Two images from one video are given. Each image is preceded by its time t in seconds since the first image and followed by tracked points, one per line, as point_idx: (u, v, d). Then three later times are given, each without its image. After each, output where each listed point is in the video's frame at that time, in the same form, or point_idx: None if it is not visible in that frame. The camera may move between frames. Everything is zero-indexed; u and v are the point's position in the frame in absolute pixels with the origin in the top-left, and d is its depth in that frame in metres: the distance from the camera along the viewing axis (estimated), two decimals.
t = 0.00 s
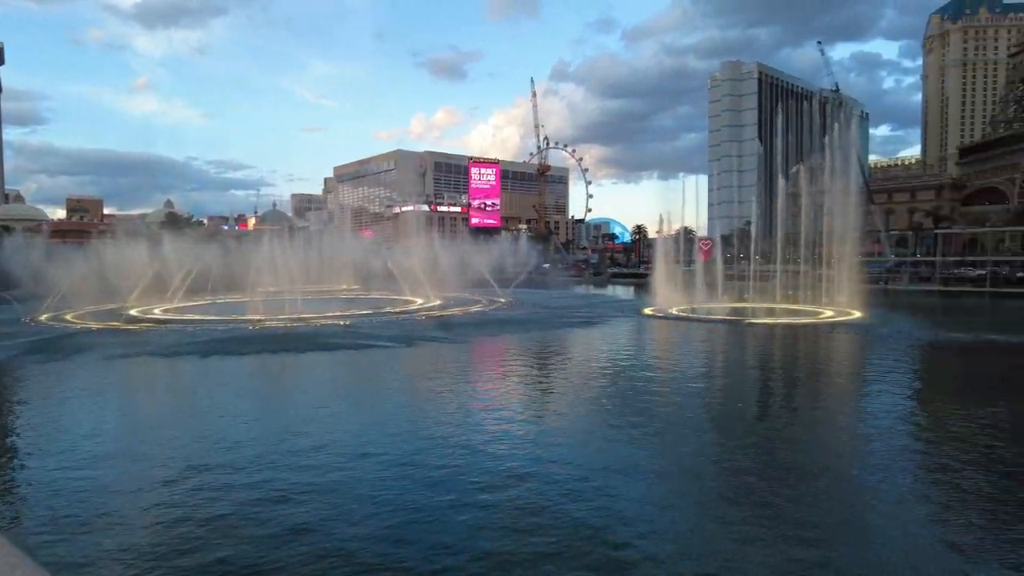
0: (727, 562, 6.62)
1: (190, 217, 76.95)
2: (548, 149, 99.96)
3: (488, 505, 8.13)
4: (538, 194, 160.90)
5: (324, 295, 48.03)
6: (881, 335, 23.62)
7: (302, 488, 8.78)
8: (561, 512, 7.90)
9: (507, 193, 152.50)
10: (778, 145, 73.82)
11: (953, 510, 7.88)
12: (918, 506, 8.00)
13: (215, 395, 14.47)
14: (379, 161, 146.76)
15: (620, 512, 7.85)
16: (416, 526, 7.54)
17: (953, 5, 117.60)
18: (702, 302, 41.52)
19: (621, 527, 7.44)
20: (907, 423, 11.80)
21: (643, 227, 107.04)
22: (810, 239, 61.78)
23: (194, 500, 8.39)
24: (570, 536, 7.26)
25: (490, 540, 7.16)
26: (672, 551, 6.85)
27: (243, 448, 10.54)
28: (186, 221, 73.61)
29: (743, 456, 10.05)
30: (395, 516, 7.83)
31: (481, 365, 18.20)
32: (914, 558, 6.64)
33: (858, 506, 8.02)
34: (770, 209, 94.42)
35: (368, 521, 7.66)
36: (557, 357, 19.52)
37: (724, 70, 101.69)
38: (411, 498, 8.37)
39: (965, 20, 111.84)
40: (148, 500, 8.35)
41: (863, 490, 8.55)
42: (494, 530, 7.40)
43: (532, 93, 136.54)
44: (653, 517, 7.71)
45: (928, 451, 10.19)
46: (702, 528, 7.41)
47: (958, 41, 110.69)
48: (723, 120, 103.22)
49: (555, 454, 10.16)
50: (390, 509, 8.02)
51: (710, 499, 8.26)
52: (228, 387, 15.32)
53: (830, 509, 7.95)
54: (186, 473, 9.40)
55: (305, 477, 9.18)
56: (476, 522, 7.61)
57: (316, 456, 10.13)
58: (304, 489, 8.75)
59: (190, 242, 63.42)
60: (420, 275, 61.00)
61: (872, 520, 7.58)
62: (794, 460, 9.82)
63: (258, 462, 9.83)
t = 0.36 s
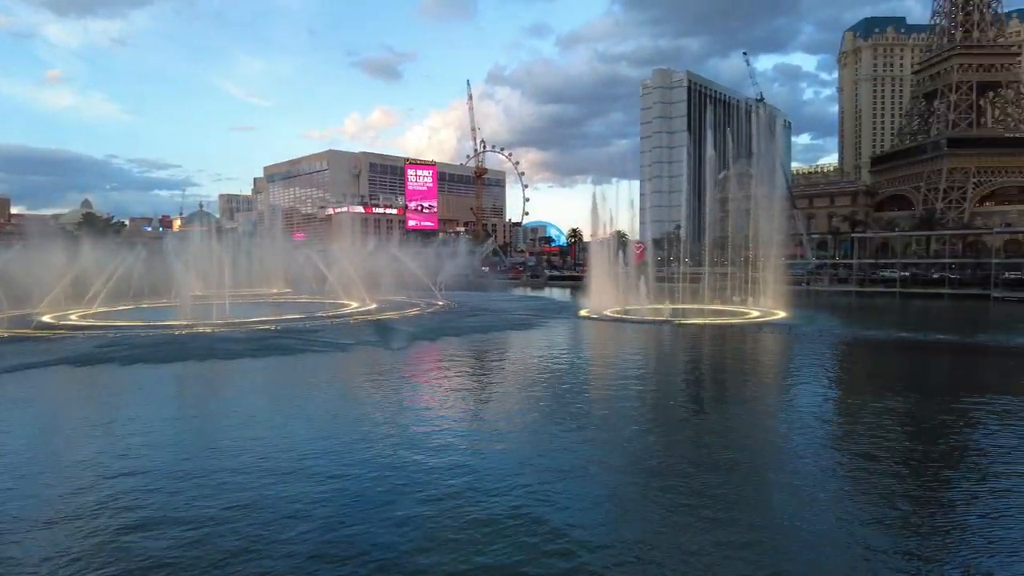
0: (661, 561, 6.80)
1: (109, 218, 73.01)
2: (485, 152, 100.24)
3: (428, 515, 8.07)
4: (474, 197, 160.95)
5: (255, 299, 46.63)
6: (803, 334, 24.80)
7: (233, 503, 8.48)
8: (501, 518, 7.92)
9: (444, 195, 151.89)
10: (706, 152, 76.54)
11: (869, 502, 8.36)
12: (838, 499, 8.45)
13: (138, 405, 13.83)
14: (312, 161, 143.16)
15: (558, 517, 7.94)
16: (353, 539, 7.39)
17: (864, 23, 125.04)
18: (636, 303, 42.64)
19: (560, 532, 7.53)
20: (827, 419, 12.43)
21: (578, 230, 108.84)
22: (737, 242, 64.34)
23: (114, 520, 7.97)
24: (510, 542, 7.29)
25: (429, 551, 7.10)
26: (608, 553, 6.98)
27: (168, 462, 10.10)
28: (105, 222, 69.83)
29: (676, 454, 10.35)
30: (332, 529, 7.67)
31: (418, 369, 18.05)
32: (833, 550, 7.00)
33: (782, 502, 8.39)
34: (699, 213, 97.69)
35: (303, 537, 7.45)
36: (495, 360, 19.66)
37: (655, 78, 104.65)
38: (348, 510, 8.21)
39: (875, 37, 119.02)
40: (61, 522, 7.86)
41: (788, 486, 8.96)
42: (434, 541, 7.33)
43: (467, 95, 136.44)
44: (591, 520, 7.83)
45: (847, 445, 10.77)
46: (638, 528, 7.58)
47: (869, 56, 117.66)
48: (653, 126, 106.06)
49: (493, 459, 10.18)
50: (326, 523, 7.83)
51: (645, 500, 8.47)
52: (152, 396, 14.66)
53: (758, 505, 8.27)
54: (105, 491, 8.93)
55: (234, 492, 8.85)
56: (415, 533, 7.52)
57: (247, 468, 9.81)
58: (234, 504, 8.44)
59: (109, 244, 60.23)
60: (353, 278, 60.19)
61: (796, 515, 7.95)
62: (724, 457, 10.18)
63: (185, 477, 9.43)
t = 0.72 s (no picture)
0: (611, 560, 6.90)
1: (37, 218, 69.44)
2: (434, 153, 100.03)
3: (379, 520, 7.99)
4: (424, 198, 159.96)
5: (197, 302, 45.26)
6: (747, 334, 25.54)
7: (174, 515, 8.20)
8: (454, 523, 7.89)
9: (394, 196, 150.59)
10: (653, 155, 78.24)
11: (809, 495, 8.68)
12: (780, 494, 8.75)
13: (75, 413, 13.29)
14: (256, 160, 139.57)
15: (511, 519, 7.97)
16: (301, 548, 7.24)
17: (802, 33, 129.91)
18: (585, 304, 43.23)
19: (512, 534, 7.56)
20: (770, 416, 12.86)
21: (529, 232, 109.43)
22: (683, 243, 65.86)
23: (45, 536, 7.60)
24: (462, 547, 7.26)
25: (380, 559, 7.02)
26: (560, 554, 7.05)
27: (104, 473, 9.71)
28: (35, 221, 66.60)
29: (626, 453, 10.53)
30: (280, 540, 7.49)
31: (369, 373, 17.83)
32: (775, 542, 7.26)
33: (728, 497, 8.62)
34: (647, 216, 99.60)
35: (249, 549, 7.26)
36: (445, 362, 19.72)
37: (603, 82, 106.24)
38: (297, 519, 8.04)
39: (812, 47, 123.84)
40: None
41: (733, 481, 9.22)
42: (383, 544, 7.36)
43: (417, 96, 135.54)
44: (543, 521, 7.89)
45: (788, 441, 11.16)
46: (590, 529, 7.67)
47: (807, 65, 122.33)
48: (602, 129, 107.60)
49: (445, 462, 10.14)
50: (274, 534, 7.64)
51: (597, 499, 8.59)
52: (92, 403, 14.12)
53: (704, 501, 8.49)
54: (35, 505, 8.51)
55: (175, 503, 8.57)
56: (364, 541, 7.42)
57: (190, 478, 9.50)
58: (175, 516, 8.15)
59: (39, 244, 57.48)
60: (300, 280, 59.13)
61: (741, 510, 8.19)
62: (672, 455, 10.41)
63: (122, 489, 9.07)
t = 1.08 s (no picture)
0: (592, 561, 6.95)
1: None
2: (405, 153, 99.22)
3: (355, 524, 7.93)
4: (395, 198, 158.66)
5: (161, 303, 44.15)
6: (717, 334, 25.92)
7: (141, 522, 8.02)
8: (430, 526, 7.88)
9: (364, 196, 149.07)
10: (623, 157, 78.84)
11: (779, 492, 8.87)
12: (752, 491, 8.92)
13: (41, 416, 12.98)
14: (222, 159, 136.92)
15: (487, 520, 7.99)
16: (277, 555, 7.13)
17: (768, 38, 132.28)
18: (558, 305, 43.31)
19: (488, 535, 7.58)
20: (740, 414, 13.12)
21: (500, 232, 109.26)
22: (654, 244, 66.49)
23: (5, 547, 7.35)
24: (442, 550, 7.26)
25: (356, 563, 6.94)
26: (538, 556, 7.08)
27: (69, 479, 9.48)
28: None
29: (601, 453, 10.63)
30: (253, 544, 7.39)
31: (341, 375, 17.68)
32: (747, 539, 7.41)
33: (702, 496, 8.76)
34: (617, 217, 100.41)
35: (223, 555, 7.16)
36: (417, 364, 19.55)
37: (573, 83, 106.68)
38: (270, 524, 7.93)
39: (778, 52, 126.24)
40: None
41: (706, 479, 9.39)
42: (360, 548, 7.30)
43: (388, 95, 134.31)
44: (520, 522, 7.93)
45: (758, 439, 11.41)
46: (568, 529, 7.72)
47: (773, 69, 124.67)
48: (573, 130, 108.07)
49: (421, 464, 10.14)
50: (246, 540, 7.52)
51: (572, 500, 8.64)
52: (60, 407, 13.79)
53: (679, 500, 8.63)
54: None
55: (143, 510, 8.35)
56: (341, 546, 7.35)
57: (160, 483, 9.31)
58: (145, 523, 7.97)
59: None
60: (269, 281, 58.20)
61: (714, 508, 8.33)
62: (647, 454, 10.54)
63: (88, 496, 8.84)
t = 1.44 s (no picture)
0: (569, 561, 6.95)
1: None
2: (383, 153, 98.56)
3: (330, 527, 7.84)
4: (373, 198, 157.69)
5: (132, 304, 43.48)
6: (693, 333, 26.19)
7: (107, 529, 7.83)
8: (405, 528, 7.82)
9: (341, 196, 147.85)
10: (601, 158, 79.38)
11: (754, 490, 8.97)
12: (728, 489, 9.02)
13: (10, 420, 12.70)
14: (197, 158, 134.97)
15: (463, 522, 7.96)
16: (254, 558, 7.11)
17: (743, 41, 133.98)
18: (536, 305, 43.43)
19: (465, 538, 7.53)
20: (715, 413, 13.26)
21: (479, 232, 109.04)
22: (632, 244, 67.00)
23: None
24: (417, 553, 7.20)
25: (330, 568, 6.85)
26: (514, 557, 7.06)
27: (34, 486, 9.24)
28: None
29: (579, 453, 10.67)
30: (224, 550, 7.28)
31: (318, 376, 17.55)
32: (724, 537, 7.48)
33: (679, 495, 8.83)
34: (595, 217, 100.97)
35: (193, 563, 7.01)
36: (393, 365, 19.46)
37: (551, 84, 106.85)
38: (242, 529, 7.80)
39: (753, 55, 127.97)
40: None
41: (682, 478, 9.47)
42: (338, 548, 7.31)
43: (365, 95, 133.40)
44: (497, 524, 7.90)
45: (733, 437, 11.56)
46: (546, 530, 7.72)
47: (748, 72, 126.30)
48: (551, 131, 108.34)
49: (398, 465, 10.09)
50: (218, 545, 7.39)
51: (550, 498, 8.71)
52: (32, 411, 13.52)
53: (656, 499, 8.69)
54: None
55: (115, 513, 8.26)
56: (314, 550, 7.27)
57: (128, 489, 9.11)
58: (111, 529, 7.79)
59: None
60: (244, 281, 57.55)
61: (690, 507, 8.39)
62: (622, 453, 10.68)
63: (52, 503, 8.61)
